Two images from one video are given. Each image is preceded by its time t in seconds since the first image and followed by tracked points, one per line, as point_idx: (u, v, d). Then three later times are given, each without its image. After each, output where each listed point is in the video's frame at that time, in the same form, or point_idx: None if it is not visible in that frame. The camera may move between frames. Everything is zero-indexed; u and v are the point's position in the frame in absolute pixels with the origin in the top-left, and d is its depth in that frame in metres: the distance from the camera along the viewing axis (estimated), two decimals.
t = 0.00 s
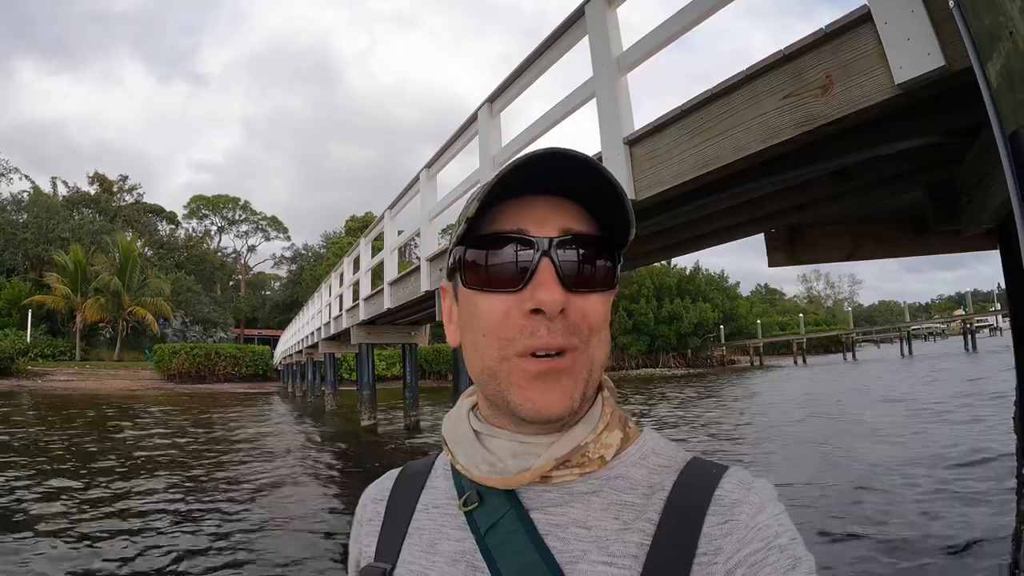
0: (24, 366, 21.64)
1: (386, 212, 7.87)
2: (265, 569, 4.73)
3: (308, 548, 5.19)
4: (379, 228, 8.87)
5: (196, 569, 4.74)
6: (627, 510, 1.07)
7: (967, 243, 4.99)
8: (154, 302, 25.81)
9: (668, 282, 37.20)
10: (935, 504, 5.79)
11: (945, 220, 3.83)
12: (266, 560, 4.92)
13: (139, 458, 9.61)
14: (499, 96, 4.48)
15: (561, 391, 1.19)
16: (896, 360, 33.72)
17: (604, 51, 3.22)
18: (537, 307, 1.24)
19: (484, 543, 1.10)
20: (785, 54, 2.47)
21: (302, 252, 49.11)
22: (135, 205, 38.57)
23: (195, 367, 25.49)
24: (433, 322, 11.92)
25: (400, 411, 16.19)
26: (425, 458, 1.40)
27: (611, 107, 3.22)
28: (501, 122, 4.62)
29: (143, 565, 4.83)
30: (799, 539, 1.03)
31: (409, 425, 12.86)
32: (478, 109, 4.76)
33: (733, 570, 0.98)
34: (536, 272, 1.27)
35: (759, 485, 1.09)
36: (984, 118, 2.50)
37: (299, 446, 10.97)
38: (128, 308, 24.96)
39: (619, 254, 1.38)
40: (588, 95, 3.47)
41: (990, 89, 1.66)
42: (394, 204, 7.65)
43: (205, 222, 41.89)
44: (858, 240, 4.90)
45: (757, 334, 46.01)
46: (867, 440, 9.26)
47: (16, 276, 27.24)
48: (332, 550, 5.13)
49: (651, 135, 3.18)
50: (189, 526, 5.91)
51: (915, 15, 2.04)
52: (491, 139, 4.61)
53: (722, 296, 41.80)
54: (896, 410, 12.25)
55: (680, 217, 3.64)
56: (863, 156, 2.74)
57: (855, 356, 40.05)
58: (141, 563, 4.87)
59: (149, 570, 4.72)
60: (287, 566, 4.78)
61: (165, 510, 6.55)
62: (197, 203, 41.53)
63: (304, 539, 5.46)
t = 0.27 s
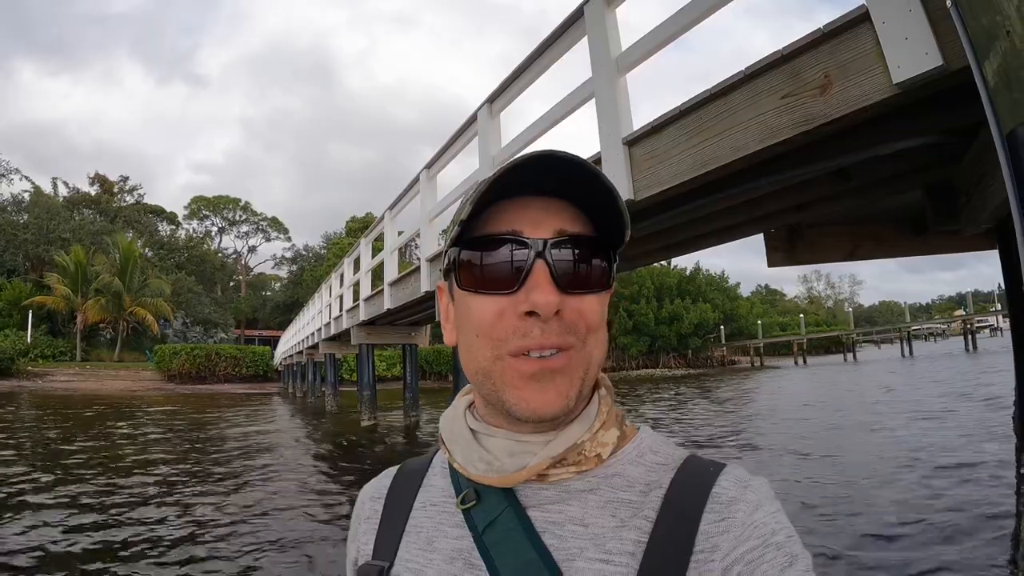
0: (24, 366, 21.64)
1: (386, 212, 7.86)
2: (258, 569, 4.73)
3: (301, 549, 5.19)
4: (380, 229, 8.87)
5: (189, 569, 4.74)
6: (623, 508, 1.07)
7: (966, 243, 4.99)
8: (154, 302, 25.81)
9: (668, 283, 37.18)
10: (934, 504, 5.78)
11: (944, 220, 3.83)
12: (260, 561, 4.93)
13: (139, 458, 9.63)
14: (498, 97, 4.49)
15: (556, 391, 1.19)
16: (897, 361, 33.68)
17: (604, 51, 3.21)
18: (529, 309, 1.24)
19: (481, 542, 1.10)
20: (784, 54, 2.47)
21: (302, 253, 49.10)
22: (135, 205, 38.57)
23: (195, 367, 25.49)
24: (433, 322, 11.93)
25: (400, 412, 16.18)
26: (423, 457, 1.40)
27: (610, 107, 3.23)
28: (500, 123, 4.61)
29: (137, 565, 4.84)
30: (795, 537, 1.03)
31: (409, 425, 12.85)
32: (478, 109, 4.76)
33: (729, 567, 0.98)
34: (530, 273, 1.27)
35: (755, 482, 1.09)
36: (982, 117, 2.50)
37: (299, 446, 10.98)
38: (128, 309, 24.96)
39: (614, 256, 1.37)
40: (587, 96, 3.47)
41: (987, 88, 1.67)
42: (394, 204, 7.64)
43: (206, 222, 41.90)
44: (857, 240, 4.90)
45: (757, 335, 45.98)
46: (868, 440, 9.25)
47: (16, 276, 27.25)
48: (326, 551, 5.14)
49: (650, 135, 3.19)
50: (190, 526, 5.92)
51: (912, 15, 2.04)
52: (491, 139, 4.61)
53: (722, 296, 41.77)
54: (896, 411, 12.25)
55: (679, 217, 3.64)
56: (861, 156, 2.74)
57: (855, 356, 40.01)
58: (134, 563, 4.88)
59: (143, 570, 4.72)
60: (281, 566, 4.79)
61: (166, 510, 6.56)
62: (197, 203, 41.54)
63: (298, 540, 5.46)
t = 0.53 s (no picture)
0: (25, 367, 21.64)
1: (386, 213, 7.86)
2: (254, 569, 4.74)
3: (297, 550, 5.19)
4: (380, 230, 8.87)
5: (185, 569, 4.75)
6: (622, 511, 1.07)
7: (966, 244, 5.00)
8: (154, 303, 25.82)
9: (669, 284, 37.17)
10: (934, 505, 5.77)
11: (943, 221, 3.84)
12: (253, 561, 4.93)
13: (141, 459, 9.65)
14: (498, 98, 4.48)
15: (518, 386, 1.18)
16: (897, 362, 33.67)
17: (603, 53, 3.21)
18: (488, 306, 1.25)
19: (481, 545, 1.10)
20: (782, 56, 2.47)
21: (303, 253, 49.12)
22: (136, 206, 38.58)
23: (195, 368, 25.48)
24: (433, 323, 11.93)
25: (401, 413, 16.18)
26: (422, 458, 1.40)
27: (609, 109, 3.23)
28: (500, 124, 4.61)
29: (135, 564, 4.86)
30: (795, 541, 1.03)
31: (409, 427, 12.84)
32: (478, 110, 4.76)
33: (729, 570, 0.97)
34: (493, 270, 1.28)
35: (755, 486, 1.09)
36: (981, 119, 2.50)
37: (300, 447, 10.99)
38: (129, 309, 24.94)
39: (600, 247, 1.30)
40: (586, 97, 3.47)
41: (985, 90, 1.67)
42: (394, 205, 7.64)
43: (206, 223, 41.90)
44: (857, 242, 4.90)
45: (758, 336, 45.97)
46: (869, 441, 9.25)
47: (17, 277, 27.24)
48: (320, 552, 5.13)
49: (648, 137, 3.19)
50: (191, 526, 5.93)
51: (911, 16, 2.04)
52: (491, 141, 4.61)
53: (722, 297, 41.77)
54: (897, 412, 12.24)
55: (679, 218, 3.64)
56: (860, 158, 2.74)
57: (855, 357, 39.98)
58: (130, 563, 4.89)
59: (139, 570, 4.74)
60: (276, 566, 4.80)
61: (167, 510, 6.57)
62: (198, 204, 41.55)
63: (294, 540, 5.46)
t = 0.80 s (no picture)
0: (24, 367, 21.62)
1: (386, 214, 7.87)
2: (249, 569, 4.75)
3: (293, 550, 5.20)
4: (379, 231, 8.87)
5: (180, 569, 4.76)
6: (622, 513, 1.07)
7: (965, 245, 5.00)
8: (154, 303, 25.82)
9: (669, 284, 37.16)
10: (934, 506, 5.77)
11: (943, 222, 3.84)
12: (249, 561, 4.94)
13: (141, 459, 9.67)
14: (498, 99, 4.48)
15: (495, 412, 1.17)
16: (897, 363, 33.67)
17: (602, 54, 3.21)
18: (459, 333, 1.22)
19: (480, 545, 1.10)
20: (780, 57, 2.47)
21: (303, 254, 49.12)
22: (136, 206, 38.57)
23: (195, 368, 25.45)
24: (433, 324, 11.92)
25: (401, 413, 16.18)
26: (423, 459, 1.39)
27: (608, 110, 3.23)
28: (499, 124, 4.61)
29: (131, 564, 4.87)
30: (795, 543, 1.03)
31: (409, 427, 12.84)
32: (477, 111, 4.75)
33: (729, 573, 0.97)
34: (460, 295, 1.24)
35: (755, 487, 1.09)
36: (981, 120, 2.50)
37: (300, 447, 11.01)
38: (129, 309, 24.91)
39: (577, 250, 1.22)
40: (586, 98, 3.47)
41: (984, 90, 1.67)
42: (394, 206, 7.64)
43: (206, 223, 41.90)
44: (856, 242, 4.91)
45: (758, 337, 45.97)
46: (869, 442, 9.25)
47: (17, 277, 27.23)
48: (316, 552, 5.14)
49: (648, 138, 3.18)
50: (191, 526, 5.95)
51: (909, 17, 2.04)
52: (490, 141, 4.60)
53: (722, 298, 41.74)
54: (897, 413, 12.25)
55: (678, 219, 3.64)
56: (859, 159, 2.74)
57: (855, 358, 39.94)
58: (127, 562, 4.90)
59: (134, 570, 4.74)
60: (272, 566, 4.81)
61: (167, 510, 6.60)
62: (198, 205, 41.54)
63: (290, 540, 5.47)
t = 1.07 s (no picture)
0: (24, 368, 21.60)
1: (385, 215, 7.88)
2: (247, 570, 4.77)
3: (290, 550, 5.22)
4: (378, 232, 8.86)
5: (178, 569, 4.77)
6: (622, 507, 1.07)
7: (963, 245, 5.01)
8: (154, 304, 25.82)
9: (669, 285, 37.19)
10: (933, 507, 5.78)
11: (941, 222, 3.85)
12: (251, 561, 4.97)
13: (144, 460, 9.72)
14: (497, 100, 4.49)
15: (467, 395, 1.16)
16: (897, 363, 33.69)
17: (600, 56, 3.22)
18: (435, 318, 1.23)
19: (480, 540, 1.10)
20: (777, 58, 2.48)
21: (303, 255, 49.14)
22: (136, 207, 38.56)
23: (195, 369, 25.44)
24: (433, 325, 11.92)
25: (400, 414, 16.19)
26: (422, 454, 1.40)
27: (607, 111, 3.24)
28: (498, 125, 4.62)
29: (128, 564, 4.88)
30: (794, 538, 1.04)
31: (409, 428, 12.83)
32: (477, 112, 4.76)
33: (729, 568, 0.98)
34: (438, 285, 1.26)
35: (755, 483, 1.09)
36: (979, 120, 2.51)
37: (300, 448, 11.02)
38: (129, 310, 24.88)
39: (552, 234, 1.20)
40: (584, 99, 3.48)
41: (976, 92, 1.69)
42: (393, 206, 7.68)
43: (206, 224, 41.90)
44: (855, 242, 4.91)
45: (757, 337, 46.01)
46: (869, 442, 9.26)
47: (17, 278, 27.23)
48: (318, 551, 5.17)
49: (645, 138, 3.19)
50: (192, 526, 5.98)
51: (905, 19, 2.05)
52: (489, 142, 4.61)
53: (722, 299, 41.72)
54: (896, 413, 12.26)
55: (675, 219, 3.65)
56: (856, 159, 2.75)
57: (855, 359, 39.90)
58: (124, 563, 4.92)
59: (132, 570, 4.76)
60: (270, 566, 4.83)
61: (168, 509, 6.64)
62: (198, 206, 41.55)
63: (289, 540, 5.50)
